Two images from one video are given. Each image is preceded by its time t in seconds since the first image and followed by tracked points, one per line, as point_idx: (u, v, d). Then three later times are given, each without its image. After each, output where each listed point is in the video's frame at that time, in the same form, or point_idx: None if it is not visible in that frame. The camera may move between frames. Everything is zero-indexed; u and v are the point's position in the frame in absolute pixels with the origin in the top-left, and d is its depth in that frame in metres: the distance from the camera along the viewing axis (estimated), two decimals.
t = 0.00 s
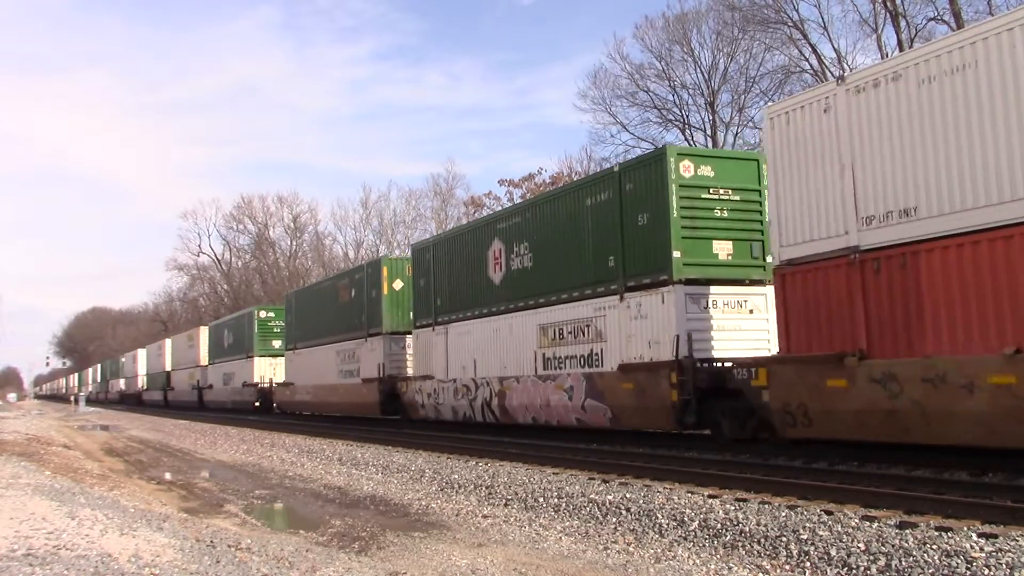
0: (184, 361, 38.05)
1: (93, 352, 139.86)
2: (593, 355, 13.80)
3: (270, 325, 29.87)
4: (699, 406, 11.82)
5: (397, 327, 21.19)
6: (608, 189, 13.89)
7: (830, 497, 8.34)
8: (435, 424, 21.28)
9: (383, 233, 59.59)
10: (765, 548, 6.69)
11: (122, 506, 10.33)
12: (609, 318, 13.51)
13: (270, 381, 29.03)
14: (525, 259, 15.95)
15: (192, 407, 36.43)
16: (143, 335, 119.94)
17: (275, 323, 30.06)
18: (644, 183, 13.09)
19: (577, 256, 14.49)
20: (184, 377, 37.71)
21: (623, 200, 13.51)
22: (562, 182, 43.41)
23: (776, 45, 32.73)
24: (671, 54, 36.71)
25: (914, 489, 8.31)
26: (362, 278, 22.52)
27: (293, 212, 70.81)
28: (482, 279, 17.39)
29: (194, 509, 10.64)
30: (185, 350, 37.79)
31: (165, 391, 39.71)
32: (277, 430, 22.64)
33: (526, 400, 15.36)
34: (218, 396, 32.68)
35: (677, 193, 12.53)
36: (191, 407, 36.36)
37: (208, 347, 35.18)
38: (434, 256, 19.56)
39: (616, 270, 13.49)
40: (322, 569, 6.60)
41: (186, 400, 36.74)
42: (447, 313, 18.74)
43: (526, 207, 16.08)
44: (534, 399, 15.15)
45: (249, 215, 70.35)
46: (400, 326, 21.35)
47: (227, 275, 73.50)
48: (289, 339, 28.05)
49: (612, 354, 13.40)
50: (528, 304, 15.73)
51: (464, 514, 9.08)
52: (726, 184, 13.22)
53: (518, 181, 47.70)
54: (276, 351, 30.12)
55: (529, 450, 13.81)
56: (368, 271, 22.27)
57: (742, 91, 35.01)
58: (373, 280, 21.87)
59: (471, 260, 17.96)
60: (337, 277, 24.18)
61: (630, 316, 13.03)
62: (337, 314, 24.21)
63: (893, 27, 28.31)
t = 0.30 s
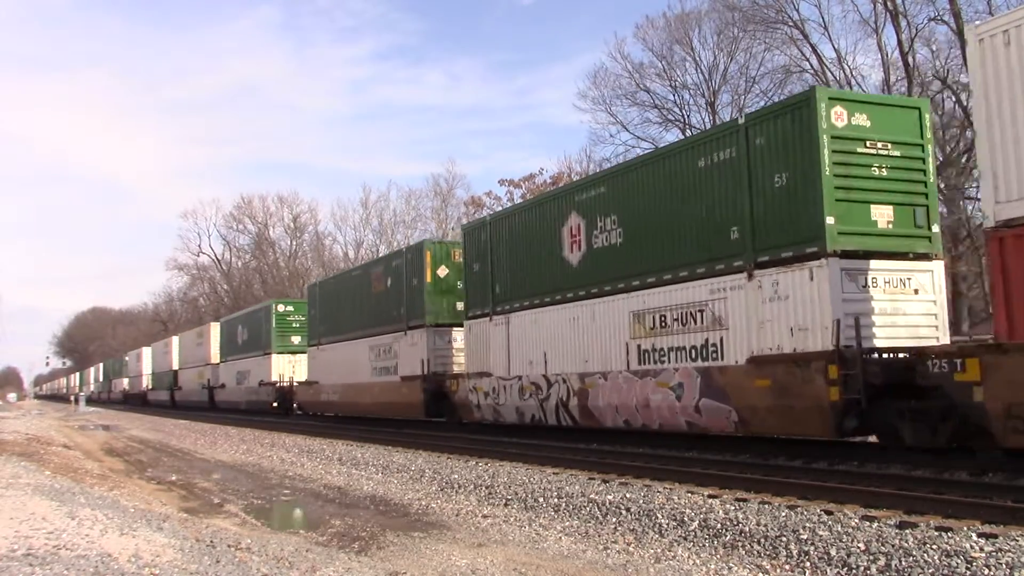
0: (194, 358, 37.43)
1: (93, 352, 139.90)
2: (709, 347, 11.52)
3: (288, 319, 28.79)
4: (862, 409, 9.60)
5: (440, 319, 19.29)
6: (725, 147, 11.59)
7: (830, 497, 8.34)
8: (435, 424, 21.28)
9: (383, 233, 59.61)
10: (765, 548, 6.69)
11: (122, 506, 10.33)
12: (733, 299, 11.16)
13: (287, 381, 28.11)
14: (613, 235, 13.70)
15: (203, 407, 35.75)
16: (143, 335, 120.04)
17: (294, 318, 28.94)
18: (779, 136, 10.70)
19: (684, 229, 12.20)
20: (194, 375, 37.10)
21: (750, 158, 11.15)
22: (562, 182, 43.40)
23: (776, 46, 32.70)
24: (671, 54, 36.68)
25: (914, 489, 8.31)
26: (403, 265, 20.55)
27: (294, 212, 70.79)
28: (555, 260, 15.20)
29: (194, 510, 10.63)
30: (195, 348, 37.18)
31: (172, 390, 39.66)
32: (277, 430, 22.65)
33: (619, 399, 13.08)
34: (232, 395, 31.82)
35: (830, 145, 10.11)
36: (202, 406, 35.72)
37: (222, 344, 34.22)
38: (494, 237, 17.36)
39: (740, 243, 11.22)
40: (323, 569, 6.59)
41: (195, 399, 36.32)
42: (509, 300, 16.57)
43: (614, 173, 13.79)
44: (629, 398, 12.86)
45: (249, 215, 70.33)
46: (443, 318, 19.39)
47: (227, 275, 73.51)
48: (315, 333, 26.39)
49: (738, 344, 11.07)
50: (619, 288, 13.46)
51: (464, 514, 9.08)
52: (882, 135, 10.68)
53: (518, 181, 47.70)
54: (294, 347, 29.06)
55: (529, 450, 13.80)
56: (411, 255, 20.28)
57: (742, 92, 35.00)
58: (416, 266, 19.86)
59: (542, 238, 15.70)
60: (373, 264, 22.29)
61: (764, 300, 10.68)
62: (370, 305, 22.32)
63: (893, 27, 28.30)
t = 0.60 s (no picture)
0: (206, 356, 36.66)
1: (93, 352, 139.94)
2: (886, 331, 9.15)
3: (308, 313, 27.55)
4: None
5: (495, 308, 17.66)
6: (901, 83, 9.30)
7: (830, 497, 8.34)
8: (435, 424, 21.25)
9: (383, 233, 59.60)
10: (765, 548, 6.69)
11: (122, 506, 10.33)
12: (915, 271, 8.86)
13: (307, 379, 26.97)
14: (737, 202, 11.47)
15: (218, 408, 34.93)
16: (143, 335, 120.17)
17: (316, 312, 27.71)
18: (982, 64, 8.41)
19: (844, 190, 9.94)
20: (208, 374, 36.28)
21: (939, 97, 8.85)
22: (562, 182, 43.40)
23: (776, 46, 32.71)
24: (671, 53, 36.68)
25: (913, 489, 8.30)
26: (457, 248, 18.71)
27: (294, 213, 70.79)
28: (649, 236, 12.98)
29: (194, 509, 10.63)
30: (208, 345, 36.41)
31: (180, 390, 39.51)
32: (277, 430, 22.64)
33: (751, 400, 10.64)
34: (249, 395, 30.76)
35: None
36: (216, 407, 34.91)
37: (239, 341, 33.14)
38: (568, 209, 15.11)
39: (929, 204, 8.91)
40: (322, 569, 6.59)
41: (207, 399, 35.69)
42: (587, 285, 14.35)
43: (741, 124, 11.46)
44: (764, 399, 10.52)
45: (249, 216, 70.32)
46: (500, 308, 17.67)
47: (227, 275, 73.48)
48: (343, 328, 24.84)
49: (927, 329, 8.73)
50: (751, 263, 11.13)
51: (464, 514, 9.08)
52: None
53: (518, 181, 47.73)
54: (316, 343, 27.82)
55: (529, 450, 13.80)
56: (466, 238, 18.33)
57: (742, 92, 35.01)
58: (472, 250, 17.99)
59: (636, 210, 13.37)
60: (417, 249, 20.58)
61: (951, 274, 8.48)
62: (412, 296, 20.62)
63: (893, 27, 28.31)
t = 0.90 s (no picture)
0: (219, 353, 35.35)
1: (93, 352, 139.96)
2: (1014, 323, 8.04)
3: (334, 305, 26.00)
4: None
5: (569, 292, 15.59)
6: (974, 57, 8.74)
7: (831, 497, 8.34)
8: (435, 425, 21.26)
9: (383, 233, 59.62)
10: (765, 548, 6.68)
11: (122, 506, 10.32)
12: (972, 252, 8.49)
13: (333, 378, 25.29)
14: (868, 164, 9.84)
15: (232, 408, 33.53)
16: (143, 335, 120.22)
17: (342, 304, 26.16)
18: None
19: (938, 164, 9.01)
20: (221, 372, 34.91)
21: None
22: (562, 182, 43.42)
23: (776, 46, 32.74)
24: (672, 54, 36.70)
25: (913, 489, 8.30)
26: (522, 226, 16.56)
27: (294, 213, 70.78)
28: (783, 207, 10.93)
29: (194, 510, 10.63)
30: (220, 342, 35.12)
31: (188, 389, 39.00)
32: (277, 430, 22.64)
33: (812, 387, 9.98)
34: (266, 394, 29.19)
35: None
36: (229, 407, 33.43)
37: (256, 337, 31.41)
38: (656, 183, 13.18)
39: None
40: (322, 569, 6.58)
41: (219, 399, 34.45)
42: (697, 264, 12.20)
43: (830, 88, 10.30)
44: (974, 401, 8.15)
45: (249, 215, 70.32)
46: (574, 295, 15.65)
47: (227, 275, 73.49)
48: (377, 321, 22.81)
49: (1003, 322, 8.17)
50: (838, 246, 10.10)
51: (464, 514, 9.07)
52: None
53: (518, 181, 47.77)
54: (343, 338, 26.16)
55: (529, 450, 13.81)
56: (535, 214, 16.13)
57: (742, 92, 35.03)
58: (543, 228, 15.86)
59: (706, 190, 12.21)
60: (471, 228, 18.41)
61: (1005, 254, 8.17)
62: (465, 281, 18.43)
63: (893, 27, 28.32)
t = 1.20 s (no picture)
0: (233, 351, 33.96)
1: (93, 352, 140.02)
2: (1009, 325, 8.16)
3: (363, 296, 24.66)
4: None
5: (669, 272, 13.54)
6: (988, 53, 8.63)
7: (831, 496, 8.34)
8: (436, 425, 21.26)
9: (383, 233, 59.63)
10: (765, 548, 6.68)
11: (122, 506, 10.32)
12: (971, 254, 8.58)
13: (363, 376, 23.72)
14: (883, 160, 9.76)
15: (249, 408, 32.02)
16: (143, 335, 120.33)
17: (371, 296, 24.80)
18: None
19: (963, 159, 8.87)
20: (236, 370, 33.43)
21: None
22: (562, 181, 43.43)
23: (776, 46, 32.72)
24: (671, 54, 36.69)
25: (913, 489, 8.30)
26: (609, 198, 14.57)
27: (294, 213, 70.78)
28: (918, 173, 9.34)
29: (194, 510, 10.63)
30: (235, 338, 33.67)
31: (198, 388, 38.12)
32: (278, 431, 22.64)
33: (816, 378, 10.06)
34: (289, 394, 27.61)
35: None
36: (244, 407, 32.04)
37: (277, 331, 29.82)
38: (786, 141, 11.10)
39: None
40: (322, 569, 6.58)
41: (233, 400, 33.12)
42: (858, 234, 9.98)
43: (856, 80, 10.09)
44: None
45: (249, 215, 70.32)
46: (676, 276, 13.58)
47: (227, 275, 73.51)
48: (421, 312, 20.82)
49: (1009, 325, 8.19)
50: (879, 241, 9.73)
51: (464, 514, 9.07)
52: None
53: (518, 181, 47.80)
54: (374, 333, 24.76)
55: (529, 450, 13.81)
56: (626, 183, 14.11)
57: (742, 92, 35.02)
58: (636, 201, 13.83)
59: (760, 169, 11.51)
60: (543, 203, 16.40)
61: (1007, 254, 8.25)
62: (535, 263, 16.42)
63: (893, 27, 28.32)
